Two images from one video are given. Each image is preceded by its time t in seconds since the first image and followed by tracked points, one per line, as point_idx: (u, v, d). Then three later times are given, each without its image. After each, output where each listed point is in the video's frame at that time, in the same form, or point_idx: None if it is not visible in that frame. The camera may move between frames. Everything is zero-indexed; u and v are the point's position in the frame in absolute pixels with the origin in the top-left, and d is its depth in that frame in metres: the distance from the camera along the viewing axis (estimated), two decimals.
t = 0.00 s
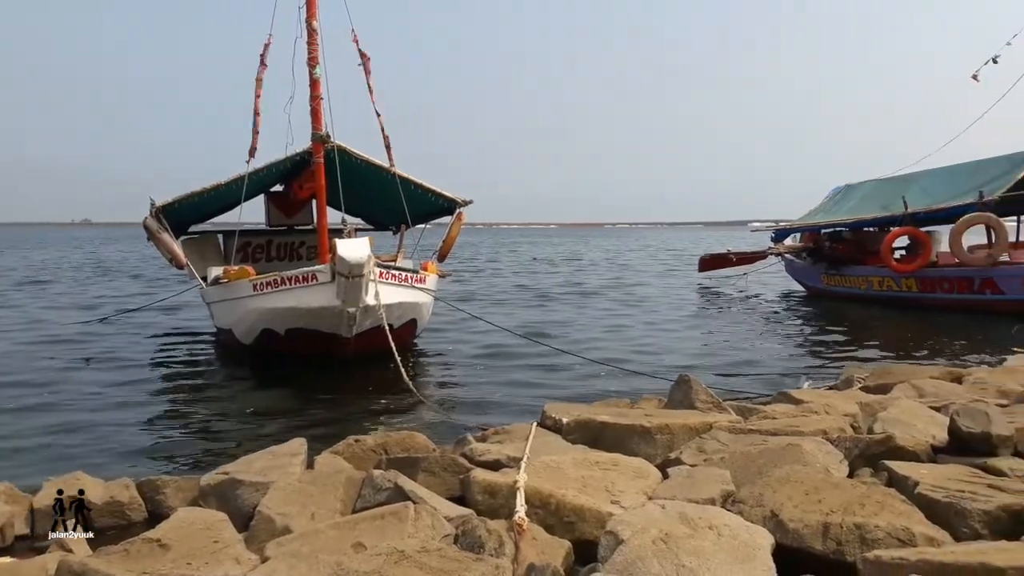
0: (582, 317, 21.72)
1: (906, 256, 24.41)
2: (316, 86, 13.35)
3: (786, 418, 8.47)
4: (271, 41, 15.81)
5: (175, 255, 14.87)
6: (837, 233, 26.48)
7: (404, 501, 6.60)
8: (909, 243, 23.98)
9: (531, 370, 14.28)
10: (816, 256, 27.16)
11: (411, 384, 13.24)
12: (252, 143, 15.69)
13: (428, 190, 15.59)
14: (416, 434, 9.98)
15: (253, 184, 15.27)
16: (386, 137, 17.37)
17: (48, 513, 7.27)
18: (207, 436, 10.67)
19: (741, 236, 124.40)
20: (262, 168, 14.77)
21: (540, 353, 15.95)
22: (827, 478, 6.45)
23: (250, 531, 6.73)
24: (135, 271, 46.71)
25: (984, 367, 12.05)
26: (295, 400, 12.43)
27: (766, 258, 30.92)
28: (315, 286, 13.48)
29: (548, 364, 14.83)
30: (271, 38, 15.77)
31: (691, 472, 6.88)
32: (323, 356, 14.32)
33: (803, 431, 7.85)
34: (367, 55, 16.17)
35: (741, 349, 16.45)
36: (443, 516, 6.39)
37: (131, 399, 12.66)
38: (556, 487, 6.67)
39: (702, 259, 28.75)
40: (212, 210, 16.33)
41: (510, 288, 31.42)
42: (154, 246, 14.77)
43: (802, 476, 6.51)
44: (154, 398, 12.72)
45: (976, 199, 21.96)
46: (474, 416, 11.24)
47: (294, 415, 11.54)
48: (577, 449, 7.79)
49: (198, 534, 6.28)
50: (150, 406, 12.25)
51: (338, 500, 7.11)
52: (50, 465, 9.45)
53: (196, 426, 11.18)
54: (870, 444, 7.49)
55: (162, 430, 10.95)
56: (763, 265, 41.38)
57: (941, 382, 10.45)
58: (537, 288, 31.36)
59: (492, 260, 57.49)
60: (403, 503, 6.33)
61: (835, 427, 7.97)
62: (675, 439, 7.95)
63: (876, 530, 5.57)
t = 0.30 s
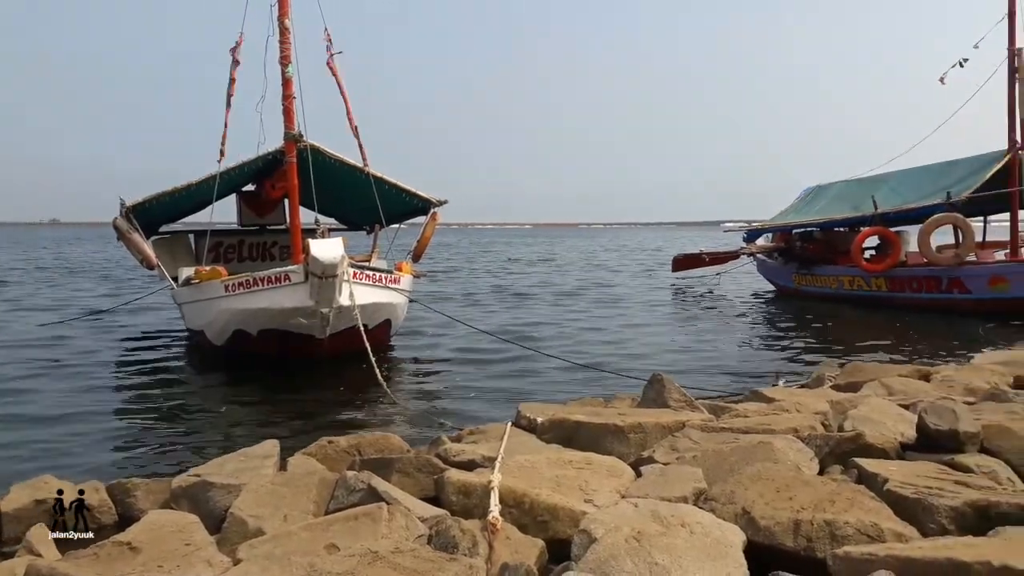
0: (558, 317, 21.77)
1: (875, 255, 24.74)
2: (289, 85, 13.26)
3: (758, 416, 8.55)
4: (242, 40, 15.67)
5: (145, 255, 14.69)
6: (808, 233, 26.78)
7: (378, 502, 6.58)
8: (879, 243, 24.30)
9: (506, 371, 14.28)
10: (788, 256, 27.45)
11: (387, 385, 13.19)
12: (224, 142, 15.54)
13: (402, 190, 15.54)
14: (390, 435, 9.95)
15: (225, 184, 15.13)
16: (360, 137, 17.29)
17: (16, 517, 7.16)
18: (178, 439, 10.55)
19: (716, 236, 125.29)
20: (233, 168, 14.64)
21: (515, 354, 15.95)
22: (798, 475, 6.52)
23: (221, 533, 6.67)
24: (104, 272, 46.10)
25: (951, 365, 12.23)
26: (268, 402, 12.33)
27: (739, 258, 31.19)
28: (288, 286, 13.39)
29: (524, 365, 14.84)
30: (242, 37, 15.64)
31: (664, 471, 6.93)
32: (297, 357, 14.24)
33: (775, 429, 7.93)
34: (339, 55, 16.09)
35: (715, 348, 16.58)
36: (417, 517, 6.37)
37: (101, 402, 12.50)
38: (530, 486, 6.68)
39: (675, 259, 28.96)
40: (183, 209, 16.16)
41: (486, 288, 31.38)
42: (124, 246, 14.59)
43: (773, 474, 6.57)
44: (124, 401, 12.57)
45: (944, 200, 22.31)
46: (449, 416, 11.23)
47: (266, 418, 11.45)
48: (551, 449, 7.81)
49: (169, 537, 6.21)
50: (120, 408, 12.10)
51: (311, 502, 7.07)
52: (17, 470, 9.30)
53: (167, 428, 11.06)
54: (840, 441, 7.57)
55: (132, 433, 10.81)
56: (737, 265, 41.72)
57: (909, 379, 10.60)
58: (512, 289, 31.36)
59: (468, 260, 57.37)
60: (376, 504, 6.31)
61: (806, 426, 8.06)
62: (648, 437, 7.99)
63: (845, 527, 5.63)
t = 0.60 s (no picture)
0: (539, 317, 21.80)
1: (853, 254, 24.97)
2: (267, 84, 13.18)
3: (736, 414, 8.61)
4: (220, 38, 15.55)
5: (123, 254, 14.55)
6: (786, 232, 27.01)
7: (357, 502, 6.55)
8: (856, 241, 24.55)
9: (487, 370, 14.28)
10: (767, 255, 27.65)
11: (367, 386, 13.15)
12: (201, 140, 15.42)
13: (382, 189, 15.49)
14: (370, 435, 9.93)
15: (203, 183, 15.01)
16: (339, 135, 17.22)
17: None
18: (156, 440, 10.45)
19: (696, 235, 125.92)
20: (211, 167, 14.53)
21: (496, 353, 15.95)
22: (776, 473, 6.57)
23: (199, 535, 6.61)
24: (80, 272, 45.52)
25: (927, 362, 12.36)
26: (248, 403, 12.25)
27: (718, 257, 31.39)
28: (267, 286, 13.31)
29: (505, 364, 14.85)
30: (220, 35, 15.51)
31: (643, 469, 6.96)
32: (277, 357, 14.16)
33: (753, 427, 7.98)
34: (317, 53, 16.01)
35: (695, 347, 16.66)
36: (397, 517, 6.35)
37: (77, 403, 12.36)
38: (510, 485, 6.68)
39: (655, 258, 29.09)
40: (161, 209, 16.01)
41: (467, 287, 31.36)
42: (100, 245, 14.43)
43: (751, 471, 6.62)
44: (101, 402, 12.43)
45: (920, 199, 22.56)
46: (430, 416, 11.21)
47: (245, 419, 11.37)
48: (531, 447, 7.82)
49: (146, 539, 6.15)
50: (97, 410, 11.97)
51: (290, 503, 7.03)
52: None
53: (145, 430, 10.96)
54: (817, 438, 7.62)
55: (109, 434, 10.69)
56: (716, 263, 41.96)
57: (885, 376, 10.71)
58: (493, 288, 31.35)
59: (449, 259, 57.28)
60: (356, 504, 6.28)
61: (784, 423, 8.12)
62: (628, 435, 8.03)
63: (822, 523, 5.68)
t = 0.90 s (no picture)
0: (522, 316, 21.82)
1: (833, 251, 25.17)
2: (247, 82, 13.09)
3: (718, 411, 8.67)
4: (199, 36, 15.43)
5: (102, 254, 14.41)
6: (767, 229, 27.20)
7: (339, 502, 6.53)
8: (836, 239, 24.75)
9: (469, 370, 14.27)
10: (748, 253, 27.83)
11: (350, 386, 13.12)
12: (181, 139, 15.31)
13: (363, 188, 15.44)
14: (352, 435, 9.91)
15: (182, 183, 14.91)
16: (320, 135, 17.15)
17: None
18: (136, 443, 10.36)
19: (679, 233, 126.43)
20: (191, 166, 14.43)
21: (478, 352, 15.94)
22: (756, 469, 6.62)
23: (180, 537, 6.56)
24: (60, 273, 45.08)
25: (906, 359, 12.48)
26: (229, 404, 12.18)
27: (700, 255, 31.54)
28: (248, 286, 13.24)
29: (487, 363, 14.85)
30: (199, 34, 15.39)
31: (625, 466, 6.98)
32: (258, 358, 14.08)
33: (734, 423, 8.04)
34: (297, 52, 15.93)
35: (677, 345, 16.73)
36: (379, 517, 6.34)
37: (56, 406, 12.23)
38: (492, 483, 6.68)
39: (638, 257, 29.20)
40: (140, 209, 15.88)
41: (451, 287, 31.35)
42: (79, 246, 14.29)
43: (732, 467, 6.66)
44: (81, 404, 12.32)
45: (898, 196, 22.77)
46: (413, 416, 11.19)
47: (227, 420, 11.31)
48: (514, 446, 7.83)
49: (127, 542, 6.10)
50: (76, 412, 11.84)
51: (272, 503, 7.00)
52: None
53: (125, 432, 10.86)
54: (797, 434, 7.68)
55: (89, 437, 10.59)
56: (699, 261, 42.15)
57: (865, 373, 10.80)
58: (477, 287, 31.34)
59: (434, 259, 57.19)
60: (338, 505, 6.27)
61: (764, 419, 8.18)
62: (610, 433, 8.05)
63: (803, 519, 5.72)
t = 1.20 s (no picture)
0: (508, 313, 21.82)
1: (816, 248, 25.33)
2: (229, 79, 13.01)
3: (701, 407, 8.71)
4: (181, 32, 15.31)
5: (83, 252, 14.29)
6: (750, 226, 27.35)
7: (323, 501, 6.51)
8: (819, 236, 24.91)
9: (453, 368, 14.26)
10: (733, 250, 27.96)
11: (334, 385, 13.08)
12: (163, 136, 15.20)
13: (347, 185, 15.38)
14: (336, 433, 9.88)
15: (164, 180, 14.80)
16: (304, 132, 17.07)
17: None
18: (117, 442, 10.28)
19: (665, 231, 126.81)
20: (173, 163, 14.33)
21: (463, 350, 15.93)
22: (739, 464, 6.66)
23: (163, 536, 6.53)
24: (43, 272, 44.68)
25: (887, 355, 12.58)
26: (212, 403, 12.11)
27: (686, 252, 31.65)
28: (231, 284, 13.17)
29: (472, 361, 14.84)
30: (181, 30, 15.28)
31: (609, 463, 7.00)
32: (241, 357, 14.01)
33: (717, 419, 8.08)
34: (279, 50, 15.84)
35: (661, 341, 16.78)
36: (363, 515, 6.32)
37: (37, 405, 12.12)
38: (477, 481, 6.68)
39: (623, 254, 29.28)
40: (121, 206, 15.75)
41: (437, 284, 31.31)
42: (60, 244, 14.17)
43: (715, 463, 6.70)
44: (62, 403, 12.21)
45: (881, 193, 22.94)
46: (397, 415, 11.16)
47: (210, 419, 11.25)
48: (499, 443, 7.84)
49: (109, 542, 6.06)
50: (57, 412, 11.74)
51: (255, 502, 6.97)
52: None
53: (107, 431, 10.78)
54: (780, 430, 7.74)
55: (70, 437, 10.50)
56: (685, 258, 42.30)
57: (847, 369, 10.88)
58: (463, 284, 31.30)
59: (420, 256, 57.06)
60: (322, 503, 6.25)
61: (747, 415, 8.23)
62: (594, 429, 8.07)
63: (785, 514, 5.76)
